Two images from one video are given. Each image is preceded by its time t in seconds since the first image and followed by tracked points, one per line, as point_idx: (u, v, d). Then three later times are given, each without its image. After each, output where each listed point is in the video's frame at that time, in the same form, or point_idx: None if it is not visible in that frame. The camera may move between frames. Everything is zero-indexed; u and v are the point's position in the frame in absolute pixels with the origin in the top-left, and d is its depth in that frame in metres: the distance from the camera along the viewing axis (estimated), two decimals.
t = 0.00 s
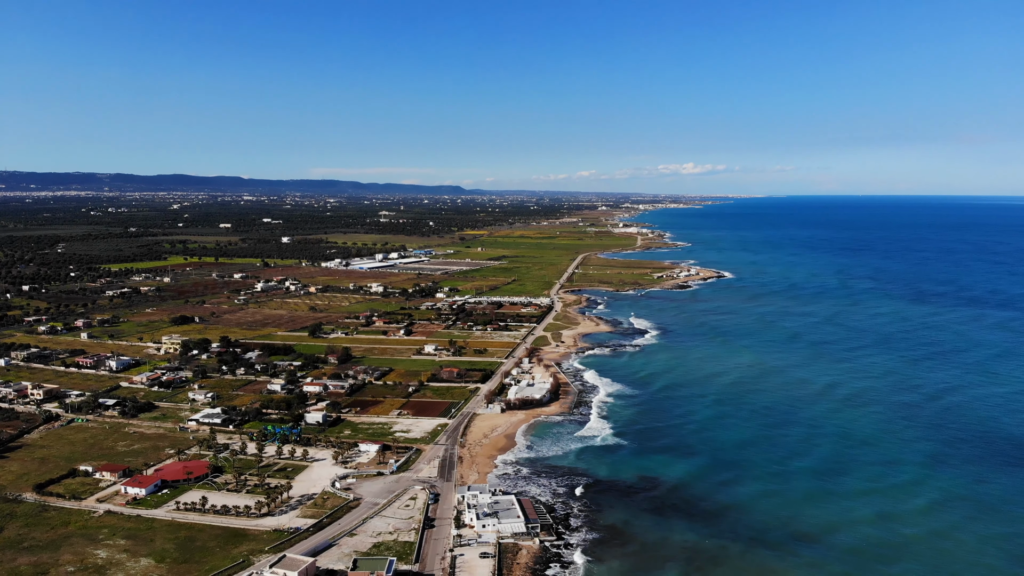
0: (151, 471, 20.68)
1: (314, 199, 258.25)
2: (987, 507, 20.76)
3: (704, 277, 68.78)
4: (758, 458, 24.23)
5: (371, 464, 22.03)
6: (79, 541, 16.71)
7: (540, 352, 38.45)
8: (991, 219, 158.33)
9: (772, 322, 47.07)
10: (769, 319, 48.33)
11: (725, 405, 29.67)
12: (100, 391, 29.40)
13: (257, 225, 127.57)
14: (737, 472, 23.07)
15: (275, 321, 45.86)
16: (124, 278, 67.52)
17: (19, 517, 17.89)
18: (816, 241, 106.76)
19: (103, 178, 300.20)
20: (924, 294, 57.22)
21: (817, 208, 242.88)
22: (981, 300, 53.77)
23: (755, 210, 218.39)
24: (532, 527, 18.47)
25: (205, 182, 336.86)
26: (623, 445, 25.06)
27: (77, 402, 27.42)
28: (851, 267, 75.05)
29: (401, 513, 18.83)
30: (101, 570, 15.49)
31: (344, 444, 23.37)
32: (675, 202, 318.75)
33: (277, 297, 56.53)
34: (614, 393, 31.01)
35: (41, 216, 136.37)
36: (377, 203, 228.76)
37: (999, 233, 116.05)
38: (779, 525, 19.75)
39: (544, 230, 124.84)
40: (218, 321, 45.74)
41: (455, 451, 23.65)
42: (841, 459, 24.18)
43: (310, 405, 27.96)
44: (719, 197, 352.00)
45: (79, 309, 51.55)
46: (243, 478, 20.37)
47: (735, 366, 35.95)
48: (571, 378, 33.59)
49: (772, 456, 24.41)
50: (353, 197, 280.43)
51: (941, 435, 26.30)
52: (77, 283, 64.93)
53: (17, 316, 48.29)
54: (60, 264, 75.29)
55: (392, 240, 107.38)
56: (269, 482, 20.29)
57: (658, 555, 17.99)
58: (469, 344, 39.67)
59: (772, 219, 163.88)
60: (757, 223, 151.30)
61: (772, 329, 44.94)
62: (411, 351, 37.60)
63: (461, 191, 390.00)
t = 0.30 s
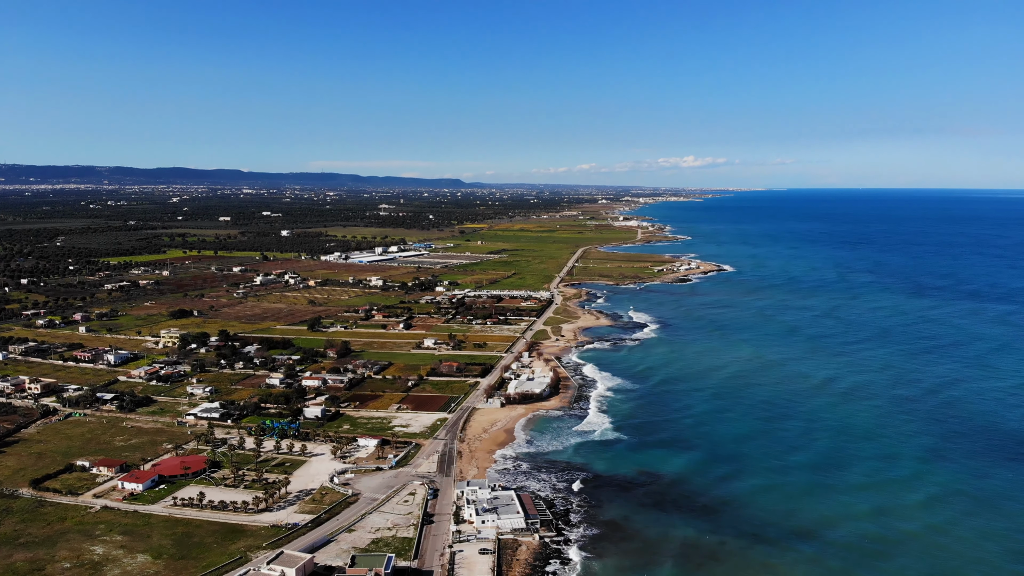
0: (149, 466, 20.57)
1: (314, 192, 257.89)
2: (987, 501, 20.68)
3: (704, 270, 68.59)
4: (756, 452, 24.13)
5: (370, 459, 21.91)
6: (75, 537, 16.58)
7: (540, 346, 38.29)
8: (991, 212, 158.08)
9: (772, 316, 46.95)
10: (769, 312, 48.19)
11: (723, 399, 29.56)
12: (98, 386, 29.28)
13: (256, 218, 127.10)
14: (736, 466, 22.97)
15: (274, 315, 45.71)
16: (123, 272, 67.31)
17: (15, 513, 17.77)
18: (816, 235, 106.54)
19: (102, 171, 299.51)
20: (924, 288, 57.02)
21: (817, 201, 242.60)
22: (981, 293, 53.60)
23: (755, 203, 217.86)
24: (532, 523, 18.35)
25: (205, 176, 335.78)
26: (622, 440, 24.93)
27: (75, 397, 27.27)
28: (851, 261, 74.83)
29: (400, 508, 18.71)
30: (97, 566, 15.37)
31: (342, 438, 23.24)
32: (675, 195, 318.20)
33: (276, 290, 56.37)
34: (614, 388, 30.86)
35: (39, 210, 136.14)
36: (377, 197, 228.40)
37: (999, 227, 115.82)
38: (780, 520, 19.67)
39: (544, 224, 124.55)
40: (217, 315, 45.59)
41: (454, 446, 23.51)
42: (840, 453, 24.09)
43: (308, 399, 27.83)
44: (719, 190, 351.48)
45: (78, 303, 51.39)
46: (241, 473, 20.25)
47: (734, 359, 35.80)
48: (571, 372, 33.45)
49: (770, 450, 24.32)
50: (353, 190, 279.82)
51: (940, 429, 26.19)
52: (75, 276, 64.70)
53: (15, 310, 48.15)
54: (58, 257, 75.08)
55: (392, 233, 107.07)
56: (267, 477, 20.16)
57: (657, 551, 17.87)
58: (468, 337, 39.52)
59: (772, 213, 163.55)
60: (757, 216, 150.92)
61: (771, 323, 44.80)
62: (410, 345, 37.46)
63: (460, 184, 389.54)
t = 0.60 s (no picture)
0: (146, 461, 20.43)
1: (314, 185, 257.04)
2: (985, 496, 20.57)
3: (705, 263, 68.35)
4: (755, 446, 24.01)
5: (368, 453, 21.78)
6: (71, 533, 16.46)
7: (540, 340, 38.13)
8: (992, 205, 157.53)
9: (771, 309, 46.76)
10: (769, 306, 47.99)
11: (722, 393, 29.43)
12: (96, 380, 29.14)
13: (255, 211, 126.67)
14: (735, 460, 22.84)
15: (272, 308, 45.53)
16: (122, 265, 67.08)
17: (11, 508, 17.65)
18: (816, 228, 106.24)
19: (101, 164, 298.69)
20: (923, 281, 56.83)
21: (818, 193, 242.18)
22: (980, 287, 53.42)
23: (756, 196, 217.30)
24: (531, 518, 18.24)
25: (204, 169, 334.96)
26: (621, 434, 24.81)
27: (72, 391, 27.14)
28: (850, 254, 74.59)
29: (399, 504, 18.60)
30: (93, 563, 15.25)
31: (341, 433, 23.11)
32: (676, 187, 317.34)
33: (275, 283, 56.16)
34: (614, 382, 30.71)
35: (39, 203, 135.98)
36: (377, 189, 228.01)
37: (1000, 220, 115.47)
38: (779, 515, 19.57)
39: (544, 217, 124.16)
40: (216, 308, 45.40)
41: (454, 441, 23.38)
42: (839, 447, 23.98)
43: (307, 393, 27.70)
44: (719, 182, 350.59)
45: (76, 296, 51.20)
46: (239, 468, 20.13)
47: (734, 353, 35.65)
48: (571, 366, 33.30)
49: (769, 444, 24.20)
50: (353, 183, 279.13)
51: (939, 422, 26.09)
52: (74, 270, 64.47)
53: (13, 303, 47.97)
54: (57, 250, 74.83)
55: (391, 226, 106.70)
56: (265, 472, 20.03)
57: (657, 547, 17.76)
58: (468, 331, 39.35)
59: (772, 206, 162.98)
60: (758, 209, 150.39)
61: (770, 316, 44.66)
62: (409, 339, 37.30)
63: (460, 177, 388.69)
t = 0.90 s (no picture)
0: (144, 456, 20.30)
1: (314, 177, 256.35)
2: (985, 490, 20.44)
3: (705, 257, 68.09)
4: (754, 440, 23.86)
5: (367, 448, 21.65)
6: (68, 529, 16.34)
7: (541, 334, 37.96)
8: (993, 199, 156.86)
9: (772, 303, 46.56)
10: (769, 299, 47.80)
11: (722, 387, 29.28)
12: (94, 373, 28.99)
13: (255, 204, 126.26)
14: (734, 455, 22.70)
15: (272, 302, 45.31)
16: (121, 258, 66.79)
17: (7, 504, 17.52)
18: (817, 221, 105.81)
19: (101, 156, 297.93)
20: (924, 274, 56.57)
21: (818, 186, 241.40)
22: (981, 280, 53.18)
23: (756, 189, 216.54)
24: (531, 514, 18.12)
25: (204, 162, 334.00)
26: (621, 429, 24.66)
27: (70, 385, 26.99)
28: (851, 247, 74.29)
29: (398, 499, 18.48)
30: (90, 559, 15.13)
31: (340, 427, 22.97)
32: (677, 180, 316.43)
33: (274, 277, 55.93)
34: (615, 376, 30.55)
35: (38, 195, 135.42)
36: (377, 182, 227.48)
37: (1001, 213, 115.00)
38: (779, 510, 19.44)
39: (545, 210, 123.73)
40: (215, 302, 45.20)
41: (453, 436, 23.24)
42: (839, 441, 23.84)
43: (306, 387, 27.56)
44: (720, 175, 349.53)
45: (75, 289, 50.98)
46: (237, 463, 19.99)
47: (734, 347, 35.47)
48: (571, 360, 33.14)
49: (768, 438, 24.06)
50: (354, 176, 278.45)
51: (938, 416, 25.94)
52: (73, 263, 64.21)
53: (12, 296, 47.77)
54: (56, 243, 74.54)
55: (391, 219, 106.32)
56: (263, 467, 19.90)
57: (657, 543, 17.65)
58: (468, 325, 39.15)
59: (773, 199, 162.40)
60: (758, 202, 149.86)
61: (771, 310, 44.45)
62: (409, 333, 37.12)
63: (460, 170, 387.70)
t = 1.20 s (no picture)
0: (141, 451, 20.18)
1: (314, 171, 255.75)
2: (984, 485, 20.32)
3: (706, 250, 67.83)
4: (754, 434, 23.74)
5: (366, 443, 21.52)
6: (65, 525, 16.22)
7: (541, 328, 37.80)
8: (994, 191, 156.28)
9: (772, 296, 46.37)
10: (770, 292, 47.60)
11: (721, 381, 29.16)
12: (92, 367, 28.85)
13: (254, 196, 125.79)
14: (734, 449, 22.57)
15: (271, 295, 45.15)
16: (120, 252, 66.55)
17: (4, 499, 17.41)
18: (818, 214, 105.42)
19: (101, 149, 297.29)
20: (925, 267, 56.32)
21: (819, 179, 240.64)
22: (981, 273, 52.94)
23: (757, 182, 215.73)
24: (531, 510, 18.01)
25: (204, 154, 333.25)
26: (620, 423, 24.54)
27: (68, 379, 26.84)
28: (851, 240, 73.99)
29: (397, 494, 18.37)
30: (86, 556, 15.01)
31: (339, 422, 22.84)
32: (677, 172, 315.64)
33: (274, 270, 55.73)
34: (615, 370, 30.40)
35: (38, 189, 134.90)
36: (377, 175, 226.87)
37: (1002, 206, 114.54)
38: (779, 505, 19.34)
39: (545, 203, 123.32)
40: (214, 295, 45.02)
41: (453, 430, 23.11)
42: (839, 435, 23.72)
43: (305, 381, 27.41)
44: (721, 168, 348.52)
45: (73, 283, 50.80)
46: (235, 458, 19.87)
47: (734, 340, 35.30)
48: (571, 354, 32.99)
49: (767, 432, 23.94)
50: (354, 169, 277.82)
51: (938, 410, 25.80)
52: (72, 256, 64.02)
53: (10, 290, 47.61)
54: (55, 236, 74.27)
55: (391, 212, 105.91)
56: (262, 462, 19.77)
57: (656, 538, 17.55)
58: (468, 319, 38.98)
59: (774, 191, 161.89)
60: (760, 195, 149.36)
61: (771, 303, 44.25)
62: (409, 327, 36.95)
63: (460, 163, 386.38)
